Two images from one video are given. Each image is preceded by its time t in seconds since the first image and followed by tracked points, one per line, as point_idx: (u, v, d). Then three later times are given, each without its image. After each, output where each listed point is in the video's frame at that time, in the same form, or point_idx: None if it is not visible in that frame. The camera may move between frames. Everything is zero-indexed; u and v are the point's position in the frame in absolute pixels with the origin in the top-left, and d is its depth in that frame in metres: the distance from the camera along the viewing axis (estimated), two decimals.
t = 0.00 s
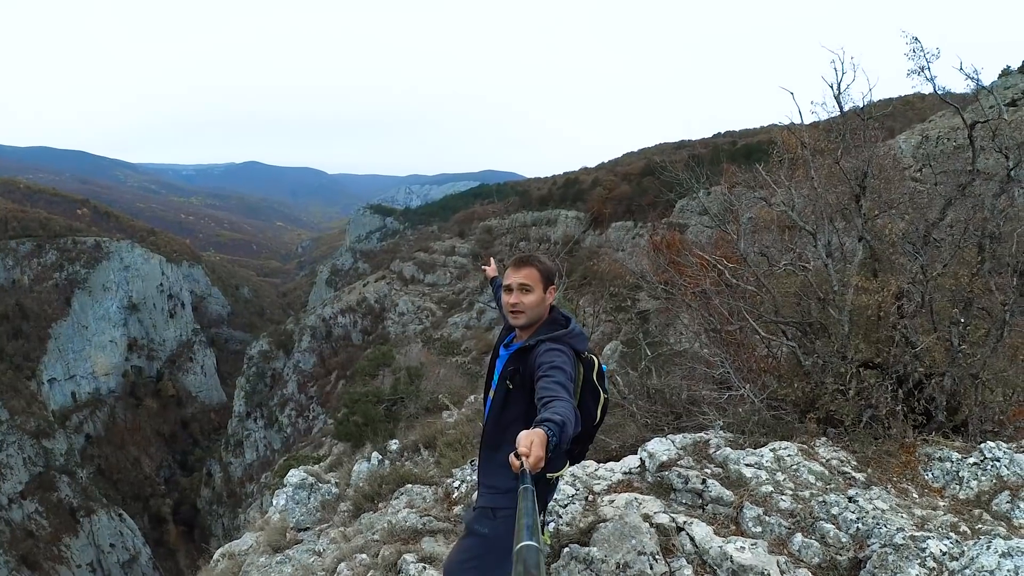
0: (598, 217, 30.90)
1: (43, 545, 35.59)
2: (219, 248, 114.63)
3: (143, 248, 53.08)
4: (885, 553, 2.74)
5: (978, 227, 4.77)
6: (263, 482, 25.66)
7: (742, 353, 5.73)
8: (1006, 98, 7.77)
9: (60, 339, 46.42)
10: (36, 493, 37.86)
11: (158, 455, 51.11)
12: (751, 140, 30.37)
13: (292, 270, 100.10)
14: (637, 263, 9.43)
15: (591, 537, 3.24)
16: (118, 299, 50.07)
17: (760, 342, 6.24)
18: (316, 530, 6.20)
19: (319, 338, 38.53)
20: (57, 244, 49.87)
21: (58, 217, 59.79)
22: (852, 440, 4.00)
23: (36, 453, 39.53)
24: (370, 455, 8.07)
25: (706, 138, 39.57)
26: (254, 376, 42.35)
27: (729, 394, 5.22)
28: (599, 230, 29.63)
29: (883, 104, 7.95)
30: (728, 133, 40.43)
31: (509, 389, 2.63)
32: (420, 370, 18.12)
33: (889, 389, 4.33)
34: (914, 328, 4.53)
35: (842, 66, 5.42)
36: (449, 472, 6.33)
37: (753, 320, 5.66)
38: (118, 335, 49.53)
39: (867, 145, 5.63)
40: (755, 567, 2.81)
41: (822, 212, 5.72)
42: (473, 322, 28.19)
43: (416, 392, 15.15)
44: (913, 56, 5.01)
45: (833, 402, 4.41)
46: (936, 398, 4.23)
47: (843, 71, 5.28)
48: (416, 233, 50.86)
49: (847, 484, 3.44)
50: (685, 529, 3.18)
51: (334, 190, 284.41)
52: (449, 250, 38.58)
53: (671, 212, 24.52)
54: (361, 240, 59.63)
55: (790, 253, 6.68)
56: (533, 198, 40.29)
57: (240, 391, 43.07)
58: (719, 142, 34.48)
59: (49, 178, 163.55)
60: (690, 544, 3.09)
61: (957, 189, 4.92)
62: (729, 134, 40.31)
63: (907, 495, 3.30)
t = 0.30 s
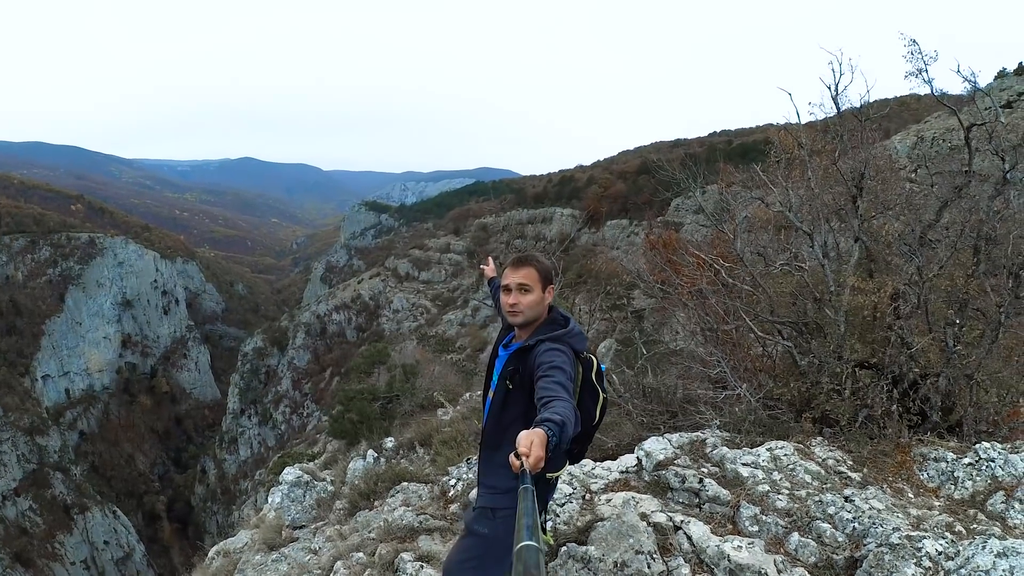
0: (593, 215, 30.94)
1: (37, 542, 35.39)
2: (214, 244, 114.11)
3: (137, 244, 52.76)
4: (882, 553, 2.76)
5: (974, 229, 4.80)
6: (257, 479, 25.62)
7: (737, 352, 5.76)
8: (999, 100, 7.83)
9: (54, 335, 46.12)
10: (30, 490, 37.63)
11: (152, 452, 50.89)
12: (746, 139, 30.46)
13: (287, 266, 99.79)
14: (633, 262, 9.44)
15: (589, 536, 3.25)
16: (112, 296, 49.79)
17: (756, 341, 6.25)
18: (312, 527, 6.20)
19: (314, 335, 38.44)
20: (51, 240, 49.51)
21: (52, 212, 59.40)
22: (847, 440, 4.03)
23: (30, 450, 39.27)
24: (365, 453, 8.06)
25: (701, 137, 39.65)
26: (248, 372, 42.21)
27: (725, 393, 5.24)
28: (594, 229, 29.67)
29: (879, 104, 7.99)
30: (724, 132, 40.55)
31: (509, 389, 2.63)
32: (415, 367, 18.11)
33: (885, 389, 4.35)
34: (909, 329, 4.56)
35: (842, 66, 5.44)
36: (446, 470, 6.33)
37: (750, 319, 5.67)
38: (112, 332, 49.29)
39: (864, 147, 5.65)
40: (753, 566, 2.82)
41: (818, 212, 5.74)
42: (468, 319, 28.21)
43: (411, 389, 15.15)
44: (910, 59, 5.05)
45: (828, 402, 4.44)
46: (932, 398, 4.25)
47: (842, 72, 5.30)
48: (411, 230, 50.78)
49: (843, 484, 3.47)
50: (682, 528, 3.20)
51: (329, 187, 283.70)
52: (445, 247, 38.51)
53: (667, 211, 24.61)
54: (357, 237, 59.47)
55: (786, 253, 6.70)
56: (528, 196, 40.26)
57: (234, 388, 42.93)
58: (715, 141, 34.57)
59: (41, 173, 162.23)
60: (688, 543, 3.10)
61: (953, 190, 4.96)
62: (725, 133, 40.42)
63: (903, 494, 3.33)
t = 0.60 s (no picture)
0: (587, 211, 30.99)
1: (31, 539, 35.17)
2: (206, 238, 113.45)
3: (130, 239, 52.39)
4: (879, 549, 2.79)
5: (969, 228, 4.85)
6: (251, 475, 25.56)
7: (733, 349, 5.79)
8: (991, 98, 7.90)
9: (47, 331, 45.77)
10: (23, 487, 37.38)
11: (145, 448, 50.67)
12: (741, 135, 30.57)
13: (280, 261, 99.39)
14: (629, 258, 9.46)
15: (587, 533, 3.27)
16: (105, 291, 49.46)
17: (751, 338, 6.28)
18: (307, 525, 6.20)
19: (307, 330, 38.33)
20: (43, 235, 49.09)
21: (43, 207, 58.83)
22: (843, 437, 4.07)
23: (23, 447, 39.00)
24: (360, 449, 8.06)
25: (695, 133, 39.76)
26: (241, 368, 42.06)
27: (722, 391, 5.27)
28: (588, 224, 29.71)
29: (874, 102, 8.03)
30: (718, 128, 40.67)
31: (509, 388, 2.64)
32: (410, 363, 18.13)
33: (880, 387, 4.39)
34: (905, 327, 4.60)
35: (839, 64, 5.44)
36: (441, 467, 6.34)
37: (746, 317, 5.70)
38: (104, 327, 49.03)
39: (861, 145, 5.68)
40: (751, 562, 2.85)
41: (815, 210, 5.76)
42: (461, 314, 28.22)
43: (405, 385, 15.13)
44: (909, 58, 5.07)
45: (824, 399, 4.49)
46: (925, 396, 4.30)
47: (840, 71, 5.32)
48: (405, 225, 50.67)
49: (839, 480, 3.50)
50: (680, 525, 3.22)
51: (322, 182, 282.49)
52: (439, 243, 38.46)
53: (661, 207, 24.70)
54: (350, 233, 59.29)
55: (781, 250, 6.73)
56: (522, 191, 40.26)
57: (227, 384, 42.77)
58: (709, 137, 34.68)
59: (30, 166, 160.63)
60: (686, 540, 3.12)
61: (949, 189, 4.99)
62: (719, 129, 40.56)
63: (899, 491, 3.36)
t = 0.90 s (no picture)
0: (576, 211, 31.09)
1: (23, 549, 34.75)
2: (193, 243, 112.57)
3: (118, 244, 51.96)
4: (878, 542, 2.84)
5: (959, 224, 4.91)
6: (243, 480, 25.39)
7: (726, 347, 5.82)
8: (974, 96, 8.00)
9: (35, 338, 45.28)
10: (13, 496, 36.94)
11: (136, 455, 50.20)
12: (728, 135, 30.80)
13: (269, 265, 98.82)
14: (622, 258, 9.50)
15: (587, 533, 3.29)
16: (93, 297, 49.01)
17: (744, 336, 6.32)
18: (302, 529, 6.18)
19: (297, 334, 38.15)
20: (31, 241, 48.61)
21: (29, 212, 58.17)
22: (838, 431, 4.11)
23: (13, 456, 38.56)
24: (354, 453, 8.03)
25: (684, 133, 39.99)
26: (231, 373, 41.77)
27: (717, 388, 5.29)
28: (578, 224, 29.79)
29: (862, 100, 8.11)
30: (706, 128, 40.91)
31: (510, 389, 2.65)
32: (402, 366, 18.10)
33: (874, 382, 4.45)
34: (897, 323, 4.65)
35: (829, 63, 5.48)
36: (436, 469, 6.34)
37: (739, 314, 5.73)
38: (93, 333, 48.61)
39: (851, 144, 5.73)
40: (751, 558, 2.88)
41: (807, 208, 5.80)
42: (452, 316, 28.22)
43: (397, 388, 15.09)
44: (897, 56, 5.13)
45: (818, 395, 4.55)
46: (919, 391, 4.36)
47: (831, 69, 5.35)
48: (394, 228, 50.57)
49: (836, 475, 3.54)
50: (681, 522, 3.24)
51: (311, 185, 281.25)
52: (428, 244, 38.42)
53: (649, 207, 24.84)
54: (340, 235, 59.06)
55: (773, 248, 6.76)
56: (512, 192, 40.30)
57: (218, 389, 42.45)
58: (696, 136, 34.92)
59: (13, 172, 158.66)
60: (686, 538, 3.14)
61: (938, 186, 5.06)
62: (707, 128, 40.83)
63: (895, 485, 3.40)
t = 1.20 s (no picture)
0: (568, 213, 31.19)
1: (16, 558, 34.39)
2: (185, 247, 111.95)
3: (110, 249, 51.66)
4: (878, 537, 2.86)
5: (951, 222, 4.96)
6: (237, 486, 25.27)
7: (722, 346, 5.84)
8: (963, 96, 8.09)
9: (26, 345, 44.88)
10: (6, 504, 36.59)
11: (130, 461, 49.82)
12: (719, 135, 31.00)
13: (261, 269, 98.37)
14: (617, 258, 9.52)
15: (588, 533, 3.30)
16: (85, 303, 48.67)
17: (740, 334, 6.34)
18: (299, 535, 6.15)
19: (290, 338, 38.01)
20: (22, 247, 48.24)
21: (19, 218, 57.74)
22: (835, 429, 4.14)
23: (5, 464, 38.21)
24: (350, 457, 8.00)
25: (674, 134, 40.18)
26: (225, 378, 41.55)
27: (714, 387, 5.31)
28: (570, 226, 29.87)
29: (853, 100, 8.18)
30: (697, 129, 41.13)
31: (510, 390, 2.65)
32: (396, 369, 18.06)
33: (869, 379, 4.49)
34: (892, 320, 4.69)
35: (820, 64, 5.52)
36: (433, 472, 6.33)
37: (734, 314, 5.75)
38: (85, 339, 48.30)
39: (844, 143, 5.78)
40: (751, 555, 2.90)
41: (800, 207, 5.83)
42: (445, 319, 28.20)
43: (392, 391, 15.06)
44: (889, 56, 5.19)
45: (815, 393, 4.57)
46: (915, 387, 4.40)
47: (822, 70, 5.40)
48: (387, 231, 50.52)
49: (834, 472, 3.57)
50: (681, 521, 3.25)
51: (302, 188, 280.41)
52: (421, 247, 38.38)
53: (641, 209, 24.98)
54: (332, 239, 58.93)
55: (767, 247, 6.80)
56: (504, 194, 40.34)
57: (211, 394, 42.21)
58: (688, 137, 35.09)
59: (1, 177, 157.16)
60: (686, 536, 3.16)
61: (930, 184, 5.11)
62: (698, 129, 41.06)
63: (893, 480, 3.43)
